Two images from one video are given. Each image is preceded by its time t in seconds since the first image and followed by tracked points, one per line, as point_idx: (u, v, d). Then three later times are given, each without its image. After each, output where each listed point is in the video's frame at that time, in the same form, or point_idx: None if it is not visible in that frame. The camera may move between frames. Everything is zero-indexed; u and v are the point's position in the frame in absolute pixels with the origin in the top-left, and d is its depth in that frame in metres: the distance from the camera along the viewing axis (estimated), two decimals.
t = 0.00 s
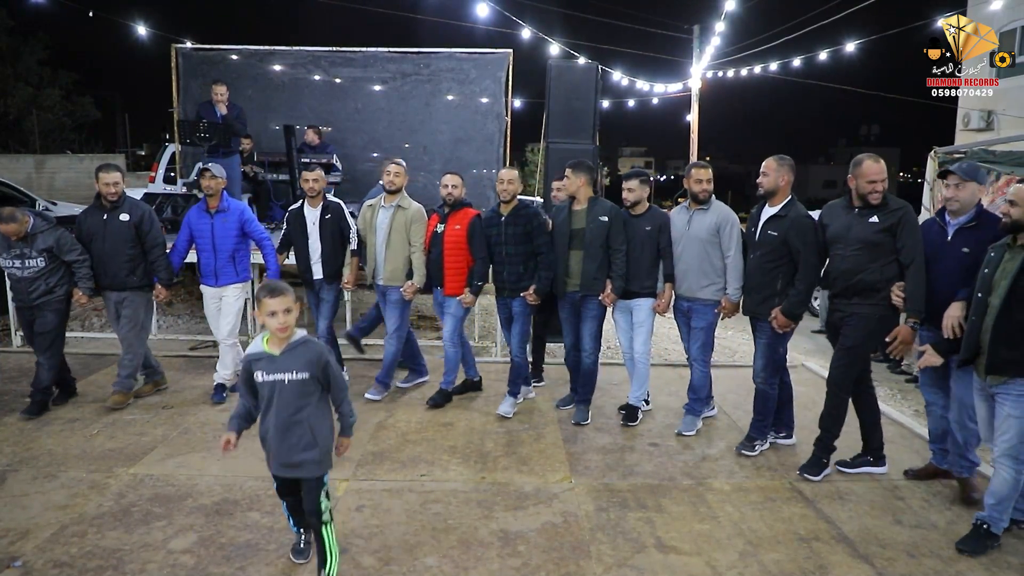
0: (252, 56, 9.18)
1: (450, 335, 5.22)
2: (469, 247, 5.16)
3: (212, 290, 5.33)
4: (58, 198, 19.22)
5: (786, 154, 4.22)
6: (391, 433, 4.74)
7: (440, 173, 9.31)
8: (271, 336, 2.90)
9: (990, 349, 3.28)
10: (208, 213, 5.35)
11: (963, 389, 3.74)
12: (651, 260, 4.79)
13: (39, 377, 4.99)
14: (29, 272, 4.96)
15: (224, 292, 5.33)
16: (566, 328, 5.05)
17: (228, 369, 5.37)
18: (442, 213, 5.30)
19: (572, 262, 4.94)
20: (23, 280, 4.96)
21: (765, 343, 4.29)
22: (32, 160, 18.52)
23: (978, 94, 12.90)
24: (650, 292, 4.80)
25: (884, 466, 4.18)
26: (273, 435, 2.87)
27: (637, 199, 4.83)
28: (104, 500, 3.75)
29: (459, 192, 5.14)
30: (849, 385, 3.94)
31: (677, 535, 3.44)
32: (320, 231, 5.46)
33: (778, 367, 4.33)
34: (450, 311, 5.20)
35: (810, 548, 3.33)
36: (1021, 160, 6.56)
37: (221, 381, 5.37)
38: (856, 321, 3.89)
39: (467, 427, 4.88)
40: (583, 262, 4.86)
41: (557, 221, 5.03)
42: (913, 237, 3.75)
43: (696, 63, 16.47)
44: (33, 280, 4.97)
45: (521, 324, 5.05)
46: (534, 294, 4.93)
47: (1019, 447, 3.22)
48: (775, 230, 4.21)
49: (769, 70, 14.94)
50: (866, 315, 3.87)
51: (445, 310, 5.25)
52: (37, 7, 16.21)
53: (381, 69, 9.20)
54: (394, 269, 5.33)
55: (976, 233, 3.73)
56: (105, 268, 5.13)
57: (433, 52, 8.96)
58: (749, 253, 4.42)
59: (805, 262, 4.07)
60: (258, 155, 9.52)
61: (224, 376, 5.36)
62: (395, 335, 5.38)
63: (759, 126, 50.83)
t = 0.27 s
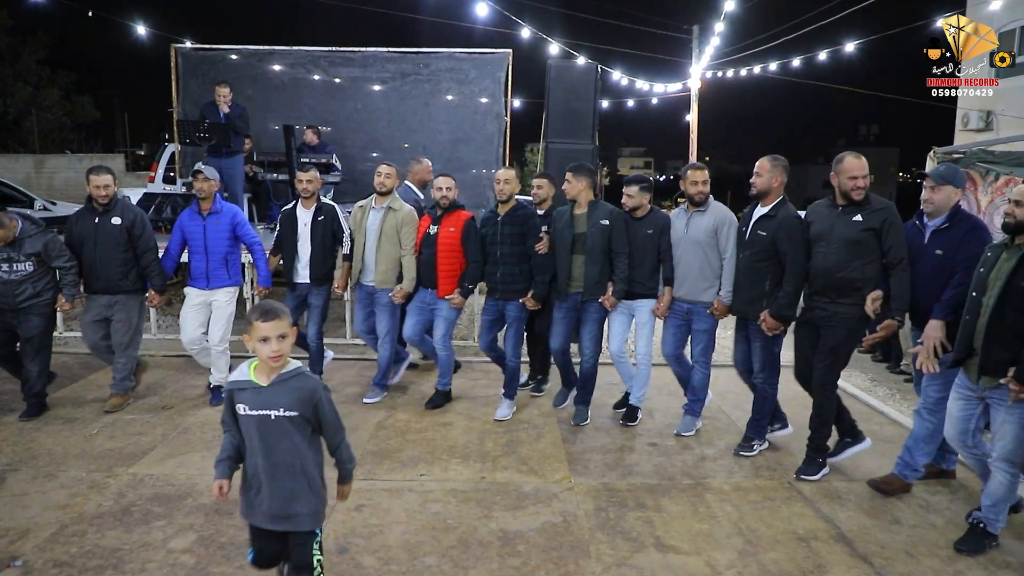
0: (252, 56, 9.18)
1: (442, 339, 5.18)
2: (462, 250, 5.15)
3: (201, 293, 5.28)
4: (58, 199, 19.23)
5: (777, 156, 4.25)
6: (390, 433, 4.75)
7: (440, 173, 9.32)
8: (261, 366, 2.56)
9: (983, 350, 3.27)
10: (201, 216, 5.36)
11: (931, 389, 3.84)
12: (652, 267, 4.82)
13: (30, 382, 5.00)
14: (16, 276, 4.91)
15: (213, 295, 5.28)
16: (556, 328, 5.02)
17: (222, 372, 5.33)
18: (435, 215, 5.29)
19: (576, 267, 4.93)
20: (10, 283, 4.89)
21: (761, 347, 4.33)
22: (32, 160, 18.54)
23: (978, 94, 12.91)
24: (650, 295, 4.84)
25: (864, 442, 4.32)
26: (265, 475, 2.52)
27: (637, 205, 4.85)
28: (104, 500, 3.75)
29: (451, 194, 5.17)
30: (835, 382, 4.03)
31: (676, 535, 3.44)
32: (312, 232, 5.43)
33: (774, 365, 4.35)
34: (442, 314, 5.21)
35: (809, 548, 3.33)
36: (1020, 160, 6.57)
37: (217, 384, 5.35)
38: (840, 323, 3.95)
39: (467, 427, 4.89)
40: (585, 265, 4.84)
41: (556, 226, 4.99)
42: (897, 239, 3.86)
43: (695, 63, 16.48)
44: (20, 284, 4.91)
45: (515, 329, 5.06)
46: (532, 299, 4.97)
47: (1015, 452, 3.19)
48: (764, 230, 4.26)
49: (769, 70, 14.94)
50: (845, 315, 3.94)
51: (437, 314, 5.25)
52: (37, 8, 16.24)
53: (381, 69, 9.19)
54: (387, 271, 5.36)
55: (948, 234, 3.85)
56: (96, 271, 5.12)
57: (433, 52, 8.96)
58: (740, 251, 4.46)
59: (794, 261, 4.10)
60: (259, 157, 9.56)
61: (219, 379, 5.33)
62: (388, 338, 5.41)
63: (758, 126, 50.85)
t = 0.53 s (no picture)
0: (251, 56, 9.13)
1: (440, 336, 5.22)
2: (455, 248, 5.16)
3: (190, 291, 5.29)
4: (57, 199, 19.22)
5: (767, 154, 4.32)
6: (390, 433, 4.75)
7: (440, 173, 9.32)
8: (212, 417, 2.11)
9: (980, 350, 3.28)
10: (190, 212, 5.31)
11: (914, 390, 3.80)
12: (652, 263, 4.86)
13: (29, 381, 5.00)
14: (9, 271, 4.90)
15: (203, 292, 5.30)
16: (560, 327, 4.97)
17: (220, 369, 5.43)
18: (427, 212, 5.27)
19: (574, 266, 4.90)
20: (3, 279, 4.89)
21: (752, 345, 4.37)
22: (31, 160, 18.53)
23: (978, 94, 12.90)
24: (649, 294, 4.88)
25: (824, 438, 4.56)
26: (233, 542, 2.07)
27: (638, 203, 4.86)
28: (104, 499, 3.76)
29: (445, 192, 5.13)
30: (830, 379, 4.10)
31: (676, 535, 3.45)
32: (305, 229, 5.41)
33: (767, 362, 4.38)
34: (438, 313, 5.20)
35: (809, 547, 3.34)
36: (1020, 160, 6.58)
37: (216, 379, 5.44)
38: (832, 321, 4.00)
39: (467, 427, 4.89)
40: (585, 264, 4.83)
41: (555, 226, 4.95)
42: (883, 236, 3.88)
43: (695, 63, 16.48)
44: (13, 279, 4.91)
45: (512, 328, 5.08)
46: (535, 300, 5.05)
47: (1012, 453, 3.21)
48: (752, 228, 4.32)
49: (769, 70, 14.93)
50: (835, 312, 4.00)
51: (433, 312, 5.23)
52: (37, 8, 16.24)
53: (381, 69, 9.16)
54: (379, 269, 5.36)
55: (925, 236, 3.75)
56: (89, 270, 5.07)
57: (432, 53, 8.86)
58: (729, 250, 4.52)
59: (779, 257, 4.15)
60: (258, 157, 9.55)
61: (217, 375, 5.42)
62: (384, 338, 5.44)
63: (758, 125, 50.86)
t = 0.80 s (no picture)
0: (251, 55, 9.17)
1: (437, 336, 5.21)
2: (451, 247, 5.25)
3: (183, 293, 5.25)
4: (56, 199, 19.19)
5: (762, 154, 4.33)
6: (390, 433, 4.75)
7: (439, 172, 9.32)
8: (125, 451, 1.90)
9: (979, 350, 3.28)
10: (178, 215, 5.29)
11: (906, 389, 3.82)
12: (649, 262, 4.86)
13: (27, 383, 5.02)
14: (4, 271, 4.88)
15: (195, 295, 5.27)
16: (551, 327, 5.01)
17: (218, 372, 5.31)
18: (421, 212, 5.36)
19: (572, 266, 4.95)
20: None
21: (750, 345, 4.41)
22: (30, 160, 18.49)
23: (978, 94, 12.91)
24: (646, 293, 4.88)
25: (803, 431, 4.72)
26: None
27: (635, 203, 4.87)
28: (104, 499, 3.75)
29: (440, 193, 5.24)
30: (824, 377, 4.08)
31: (676, 534, 3.44)
32: (301, 229, 5.44)
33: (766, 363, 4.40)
34: (435, 313, 5.21)
35: (809, 547, 3.33)
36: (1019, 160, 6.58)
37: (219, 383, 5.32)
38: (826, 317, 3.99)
39: (466, 427, 4.88)
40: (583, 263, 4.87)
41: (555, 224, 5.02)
42: (872, 235, 3.89)
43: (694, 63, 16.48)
44: (9, 279, 4.90)
45: (505, 330, 5.08)
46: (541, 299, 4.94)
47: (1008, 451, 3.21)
48: (746, 228, 4.33)
49: (768, 70, 14.95)
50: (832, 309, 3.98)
51: (429, 312, 5.25)
52: (36, 7, 16.23)
53: (380, 69, 9.17)
54: (371, 269, 5.33)
55: (918, 234, 3.73)
56: (83, 272, 5.04)
57: (432, 52, 8.85)
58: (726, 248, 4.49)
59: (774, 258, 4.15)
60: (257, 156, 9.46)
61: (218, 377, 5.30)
62: (378, 339, 5.42)
63: (757, 125, 50.87)
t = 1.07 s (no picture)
0: (250, 56, 9.20)
1: (429, 334, 5.21)
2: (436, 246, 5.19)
3: (160, 293, 5.24)
4: (55, 199, 19.16)
5: (757, 153, 4.32)
6: (390, 433, 4.74)
7: (438, 173, 9.32)
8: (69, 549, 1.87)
9: (981, 346, 3.33)
10: (158, 213, 5.28)
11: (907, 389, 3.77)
12: (642, 260, 4.89)
13: (26, 381, 4.98)
14: None
15: (178, 295, 5.28)
16: (546, 324, 5.06)
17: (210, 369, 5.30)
18: (408, 211, 5.30)
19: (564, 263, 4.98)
20: None
21: (748, 341, 4.39)
22: (29, 160, 18.46)
23: (978, 94, 12.90)
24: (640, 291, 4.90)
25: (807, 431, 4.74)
26: None
27: (629, 202, 4.89)
28: (103, 500, 3.74)
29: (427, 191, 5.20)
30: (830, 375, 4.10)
31: (677, 535, 3.44)
32: (290, 227, 5.41)
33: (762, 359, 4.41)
34: (425, 310, 5.20)
35: (810, 548, 3.33)
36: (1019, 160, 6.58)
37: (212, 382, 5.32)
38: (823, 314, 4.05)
39: (466, 427, 4.88)
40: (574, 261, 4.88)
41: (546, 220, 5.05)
42: (866, 232, 3.95)
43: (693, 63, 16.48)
44: None
45: (492, 325, 5.09)
46: (532, 292, 4.99)
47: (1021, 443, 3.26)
48: (742, 225, 4.32)
49: (768, 70, 14.94)
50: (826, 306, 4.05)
51: (419, 310, 5.24)
52: (35, 6, 16.18)
53: (380, 68, 9.20)
54: (361, 267, 5.36)
55: (914, 233, 3.68)
56: (70, 269, 5.09)
57: (432, 51, 9.02)
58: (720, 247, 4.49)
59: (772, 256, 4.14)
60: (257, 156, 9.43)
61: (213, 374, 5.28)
62: (376, 335, 5.44)
63: (756, 125, 50.88)
